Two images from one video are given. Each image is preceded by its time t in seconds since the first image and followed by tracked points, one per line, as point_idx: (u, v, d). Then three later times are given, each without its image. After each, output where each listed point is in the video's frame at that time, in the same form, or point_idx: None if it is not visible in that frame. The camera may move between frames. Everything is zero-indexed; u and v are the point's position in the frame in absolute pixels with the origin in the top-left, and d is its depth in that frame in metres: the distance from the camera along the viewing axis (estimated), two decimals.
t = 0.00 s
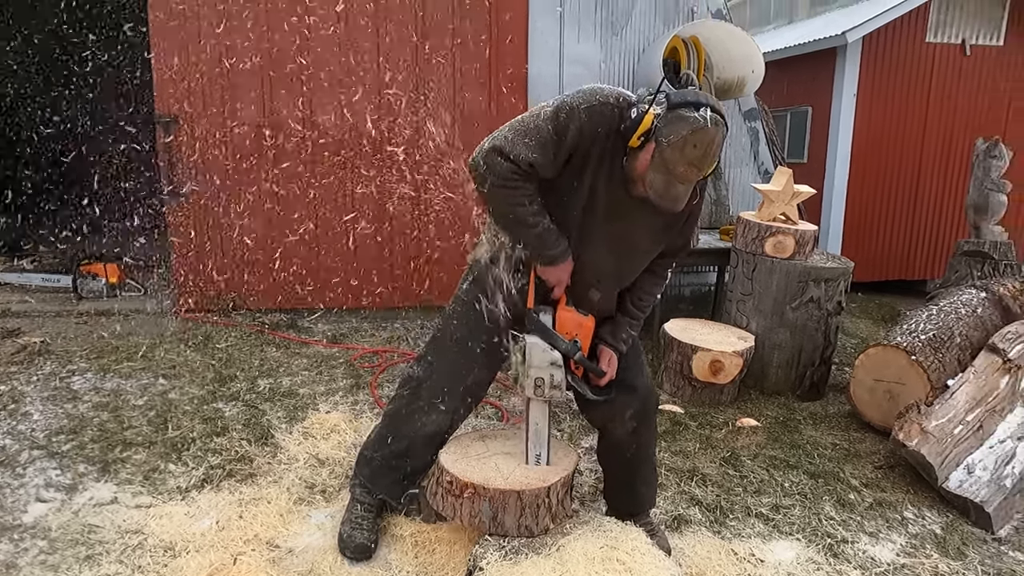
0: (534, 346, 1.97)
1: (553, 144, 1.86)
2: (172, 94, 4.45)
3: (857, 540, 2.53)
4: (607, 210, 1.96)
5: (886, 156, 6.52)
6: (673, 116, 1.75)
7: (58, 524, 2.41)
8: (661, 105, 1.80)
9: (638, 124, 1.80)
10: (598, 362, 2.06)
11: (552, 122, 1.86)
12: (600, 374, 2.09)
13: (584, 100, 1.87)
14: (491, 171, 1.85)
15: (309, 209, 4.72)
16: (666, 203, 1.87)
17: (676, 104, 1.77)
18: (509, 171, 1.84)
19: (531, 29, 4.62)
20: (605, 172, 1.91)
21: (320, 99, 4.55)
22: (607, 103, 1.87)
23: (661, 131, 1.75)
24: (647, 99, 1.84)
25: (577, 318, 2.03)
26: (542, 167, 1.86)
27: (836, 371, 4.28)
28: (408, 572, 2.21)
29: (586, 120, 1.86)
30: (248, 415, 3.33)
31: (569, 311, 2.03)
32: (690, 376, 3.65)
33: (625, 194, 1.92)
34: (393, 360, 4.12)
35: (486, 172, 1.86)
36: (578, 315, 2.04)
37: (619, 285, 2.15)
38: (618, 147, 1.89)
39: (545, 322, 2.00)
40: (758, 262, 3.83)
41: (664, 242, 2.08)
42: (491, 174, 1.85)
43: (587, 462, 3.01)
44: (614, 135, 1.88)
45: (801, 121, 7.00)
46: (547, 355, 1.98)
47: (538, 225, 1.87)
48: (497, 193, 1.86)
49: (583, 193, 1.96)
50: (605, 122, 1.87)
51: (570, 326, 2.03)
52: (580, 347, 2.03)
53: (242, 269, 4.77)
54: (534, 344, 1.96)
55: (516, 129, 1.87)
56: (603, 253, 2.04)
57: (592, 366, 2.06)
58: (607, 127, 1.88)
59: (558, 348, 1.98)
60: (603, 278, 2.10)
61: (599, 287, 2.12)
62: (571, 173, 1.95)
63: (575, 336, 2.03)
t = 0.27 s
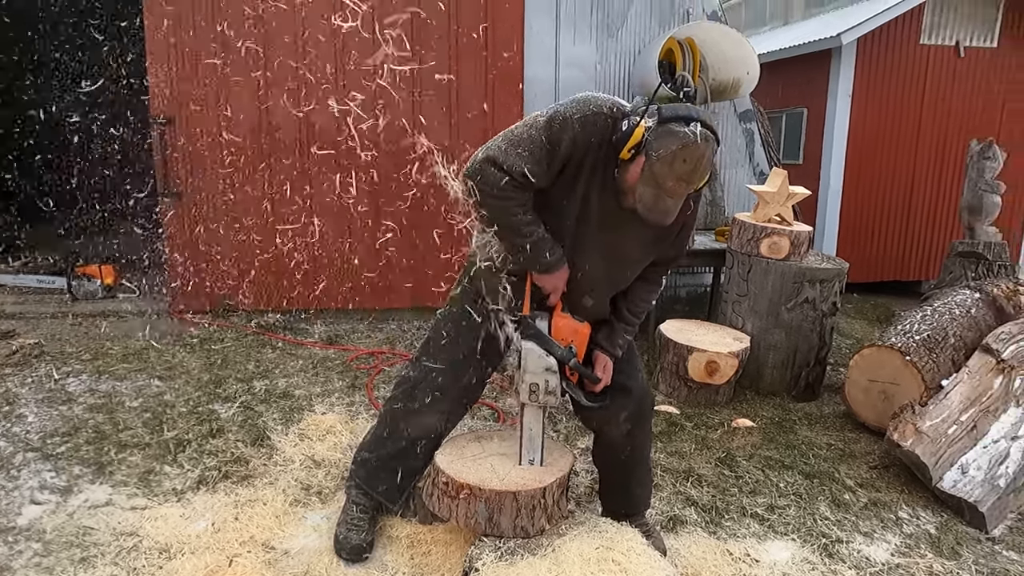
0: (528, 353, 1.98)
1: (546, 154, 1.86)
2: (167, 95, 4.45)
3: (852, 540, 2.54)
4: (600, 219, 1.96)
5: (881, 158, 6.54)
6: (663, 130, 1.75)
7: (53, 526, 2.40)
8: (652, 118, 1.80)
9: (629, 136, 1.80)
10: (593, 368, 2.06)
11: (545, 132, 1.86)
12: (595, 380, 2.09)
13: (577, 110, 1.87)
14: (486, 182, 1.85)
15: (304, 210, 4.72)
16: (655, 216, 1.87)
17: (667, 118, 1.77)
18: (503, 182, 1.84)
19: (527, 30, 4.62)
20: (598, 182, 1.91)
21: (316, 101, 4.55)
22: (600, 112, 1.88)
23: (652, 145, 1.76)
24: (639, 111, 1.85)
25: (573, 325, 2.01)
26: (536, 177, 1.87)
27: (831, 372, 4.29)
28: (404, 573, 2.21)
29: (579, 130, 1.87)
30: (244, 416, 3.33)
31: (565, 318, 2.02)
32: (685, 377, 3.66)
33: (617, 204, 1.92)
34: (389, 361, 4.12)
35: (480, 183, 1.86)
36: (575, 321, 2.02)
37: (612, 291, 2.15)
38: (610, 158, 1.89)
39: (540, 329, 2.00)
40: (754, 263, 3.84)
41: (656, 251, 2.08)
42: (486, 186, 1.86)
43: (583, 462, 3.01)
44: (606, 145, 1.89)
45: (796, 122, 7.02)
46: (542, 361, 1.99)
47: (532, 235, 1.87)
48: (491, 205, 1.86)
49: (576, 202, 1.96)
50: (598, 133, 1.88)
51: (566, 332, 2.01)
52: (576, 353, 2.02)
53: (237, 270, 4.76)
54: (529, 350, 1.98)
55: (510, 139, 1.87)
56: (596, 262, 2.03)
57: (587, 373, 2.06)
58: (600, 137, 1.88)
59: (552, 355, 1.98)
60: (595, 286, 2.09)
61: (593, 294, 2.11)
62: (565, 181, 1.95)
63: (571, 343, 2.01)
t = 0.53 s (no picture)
0: (525, 353, 1.99)
1: (543, 155, 1.86)
2: (165, 95, 4.44)
3: (849, 540, 2.55)
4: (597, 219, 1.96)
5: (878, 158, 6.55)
6: (658, 130, 1.75)
7: (50, 527, 2.40)
8: (647, 118, 1.80)
9: (624, 136, 1.80)
10: (590, 370, 2.06)
11: (541, 133, 1.87)
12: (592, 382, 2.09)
13: (574, 110, 1.87)
14: (482, 183, 1.85)
15: (302, 210, 4.71)
16: (651, 216, 1.88)
17: (662, 118, 1.77)
18: (500, 184, 1.84)
19: (526, 30, 4.63)
20: (595, 182, 1.91)
21: (313, 101, 4.54)
22: (596, 112, 1.88)
23: (647, 145, 1.76)
24: (635, 111, 1.84)
25: (570, 326, 2.02)
26: (532, 178, 1.87)
27: (829, 372, 4.30)
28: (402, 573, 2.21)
29: (575, 130, 1.87)
30: (242, 417, 3.33)
31: (563, 319, 2.03)
32: (683, 377, 3.66)
33: (614, 204, 1.92)
34: (388, 362, 4.12)
35: (477, 184, 1.86)
36: (572, 322, 2.03)
37: (610, 290, 2.15)
38: (607, 158, 1.89)
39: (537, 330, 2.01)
40: (751, 263, 3.84)
41: (655, 250, 2.08)
42: (483, 187, 1.85)
43: (581, 463, 3.01)
44: (602, 145, 1.89)
45: (794, 123, 7.03)
46: (539, 362, 1.99)
47: (530, 236, 1.87)
48: (488, 207, 1.86)
49: (573, 202, 1.96)
50: (594, 133, 1.88)
51: (563, 333, 2.02)
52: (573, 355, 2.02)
53: (235, 271, 4.76)
54: (526, 351, 1.99)
55: (506, 140, 1.87)
56: (594, 261, 2.04)
57: (584, 375, 2.06)
58: (596, 137, 1.88)
59: (549, 355, 1.98)
60: (594, 285, 2.09)
61: (590, 294, 2.11)
62: (562, 181, 1.96)
63: (568, 344, 2.02)
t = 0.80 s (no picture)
0: (524, 357, 1.97)
1: (542, 155, 1.86)
2: (165, 95, 4.44)
3: (849, 540, 2.54)
4: (596, 219, 1.96)
5: (877, 158, 6.56)
6: (658, 129, 1.75)
7: (49, 528, 2.39)
8: (647, 117, 1.80)
9: (624, 135, 1.80)
10: (588, 372, 2.06)
11: (540, 133, 1.86)
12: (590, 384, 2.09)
13: (572, 111, 1.87)
14: (482, 185, 1.84)
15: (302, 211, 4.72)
16: (651, 215, 1.88)
17: (661, 116, 1.76)
18: (499, 185, 1.83)
19: (525, 32, 4.63)
20: (594, 182, 1.91)
21: (313, 102, 4.55)
22: (594, 112, 1.88)
23: (646, 144, 1.76)
24: (634, 111, 1.84)
25: (567, 329, 2.03)
26: (532, 178, 1.86)
27: (828, 372, 4.30)
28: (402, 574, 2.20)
29: (575, 131, 1.86)
30: (242, 417, 3.33)
31: (560, 322, 2.03)
32: (683, 378, 3.66)
33: (614, 204, 1.92)
34: (388, 362, 4.12)
35: (476, 186, 1.85)
36: (570, 325, 2.04)
37: (609, 291, 2.14)
38: (605, 158, 1.89)
39: (535, 333, 2.01)
40: (751, 264, 3.84)
41: (654, 251, 2.08)
42: (482, 190, 1.85)
43: (580, 463, 3.01)
44: (602, 145, 1.88)
45: (794, 124, 7.03)
46: (537, 366, 1.98)
47: (529, 238, 1.87)
48: (488, 209, 1.86)
49: (572, 203, 1.96)
50: (592, 134, 1.88)
51: (561, 336, 2.03)
52: (571, 358, 2.03)
53: (236, 272, 4.76)
54: (525, 354, 1.97)
55: (505, 141, 1.86)
56: (593, 261, 2.03)
57: (582, 377, 2.05)
58: (595, 137, 1.88)
59: (547, 359, 1.98)
60: (593, 286, 2.09)
61: (589, 295, 2.11)
62: (561, 182, 1.95)
63: (566, 347, 2.03)
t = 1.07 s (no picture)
0: (527, 358, 1.97)
1: (540, 156, 1.86)
2: (164, 96, 4.44)
3: (849, 541, 2.54)
4: (594, 218, 1.96)
5: (878, 159, 6.56)
6: (655, 127, 1.75)
7: (49, 529, 2.39)
8: (643, 115, 1.81)
9: (622, 133, 1.81)
10: (592, 373, 2.05)
11: (538, 134, 1.86)
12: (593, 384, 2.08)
13: (569, 110, 1.87)
14: (481, 186, 1.83)
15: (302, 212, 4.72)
16: (650, 213, 1.88)
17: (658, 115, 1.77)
18: (498, 186, 1.83)
19: (525, 33, 4.63)
20: (593, 181, 1.91)
21: (313, 102, 4.55)
22: (592, 111, 1.88)
23: (644, 142, 1.76)
24: (630, 110, 1.85)
25: (570, 328, 2.01)
26: (531, 179, 1.86)
27: (829, 373, 4.30)
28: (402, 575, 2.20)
29: (572, 130, 1.86)
30: (242, 418, 3.33)
31: (563, 322, 2.01)
32: (683, 378, 3.66)
33: (613, 204, 1.92)
34: (388, 363, 4.13)
35: (475, 188, 1.85)
36: (572, 325, 2.02)
37: (609, 291, 2.14)
38: (603, 157, 1.89)
39: (538, 333, 2.00)
40: (751, 264, 3.84)
41: (653, 250, 2.08)
42: (482, 191, 1.84)
43: (580, 464, 3.02)
44: (599, 144, 1.89)
45: (794, 124, 7.03)
46: (540, 366, 1.97)
47: (529, 239, 1.86)
48: (488, 210, 1.85)
49: (571, 203, 1.96)
50: (588, 133, 1.87)
51: (563, 337, 2.01)
52: (575, 358, 2.00)
53: (237, 272, 4.76)
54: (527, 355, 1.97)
55: (502, 142, 1.86)
56: (592, 261, 2.03)
57: (586, 377, 2.03)
58: (593, 136, 1.88)
59: (551, 359, 1.97)
60: (592, 285, 2.09)
61: (589, 295, 2.11)
62: (559, 182, 1.95)
63: (569, 346, 2.01)
